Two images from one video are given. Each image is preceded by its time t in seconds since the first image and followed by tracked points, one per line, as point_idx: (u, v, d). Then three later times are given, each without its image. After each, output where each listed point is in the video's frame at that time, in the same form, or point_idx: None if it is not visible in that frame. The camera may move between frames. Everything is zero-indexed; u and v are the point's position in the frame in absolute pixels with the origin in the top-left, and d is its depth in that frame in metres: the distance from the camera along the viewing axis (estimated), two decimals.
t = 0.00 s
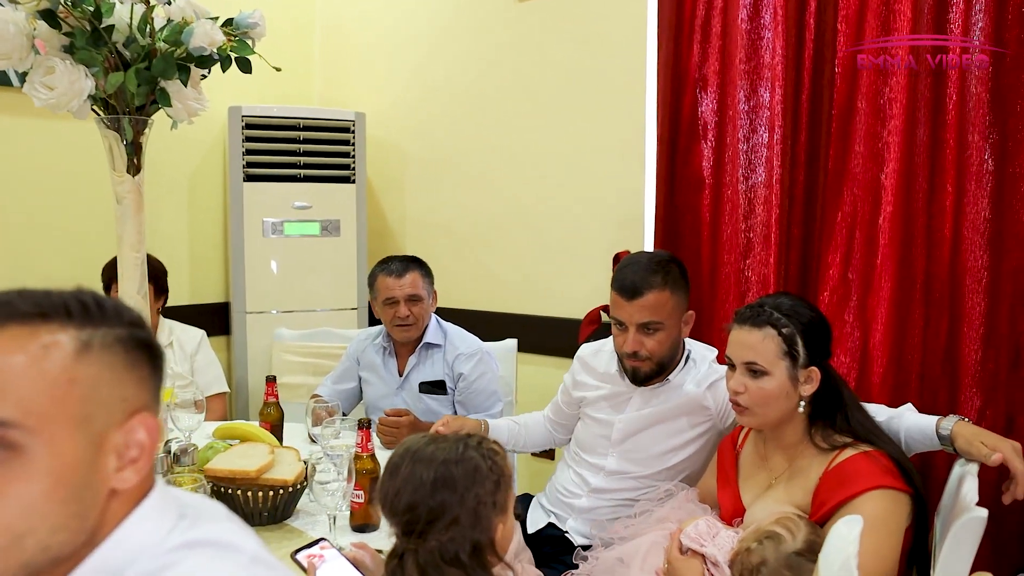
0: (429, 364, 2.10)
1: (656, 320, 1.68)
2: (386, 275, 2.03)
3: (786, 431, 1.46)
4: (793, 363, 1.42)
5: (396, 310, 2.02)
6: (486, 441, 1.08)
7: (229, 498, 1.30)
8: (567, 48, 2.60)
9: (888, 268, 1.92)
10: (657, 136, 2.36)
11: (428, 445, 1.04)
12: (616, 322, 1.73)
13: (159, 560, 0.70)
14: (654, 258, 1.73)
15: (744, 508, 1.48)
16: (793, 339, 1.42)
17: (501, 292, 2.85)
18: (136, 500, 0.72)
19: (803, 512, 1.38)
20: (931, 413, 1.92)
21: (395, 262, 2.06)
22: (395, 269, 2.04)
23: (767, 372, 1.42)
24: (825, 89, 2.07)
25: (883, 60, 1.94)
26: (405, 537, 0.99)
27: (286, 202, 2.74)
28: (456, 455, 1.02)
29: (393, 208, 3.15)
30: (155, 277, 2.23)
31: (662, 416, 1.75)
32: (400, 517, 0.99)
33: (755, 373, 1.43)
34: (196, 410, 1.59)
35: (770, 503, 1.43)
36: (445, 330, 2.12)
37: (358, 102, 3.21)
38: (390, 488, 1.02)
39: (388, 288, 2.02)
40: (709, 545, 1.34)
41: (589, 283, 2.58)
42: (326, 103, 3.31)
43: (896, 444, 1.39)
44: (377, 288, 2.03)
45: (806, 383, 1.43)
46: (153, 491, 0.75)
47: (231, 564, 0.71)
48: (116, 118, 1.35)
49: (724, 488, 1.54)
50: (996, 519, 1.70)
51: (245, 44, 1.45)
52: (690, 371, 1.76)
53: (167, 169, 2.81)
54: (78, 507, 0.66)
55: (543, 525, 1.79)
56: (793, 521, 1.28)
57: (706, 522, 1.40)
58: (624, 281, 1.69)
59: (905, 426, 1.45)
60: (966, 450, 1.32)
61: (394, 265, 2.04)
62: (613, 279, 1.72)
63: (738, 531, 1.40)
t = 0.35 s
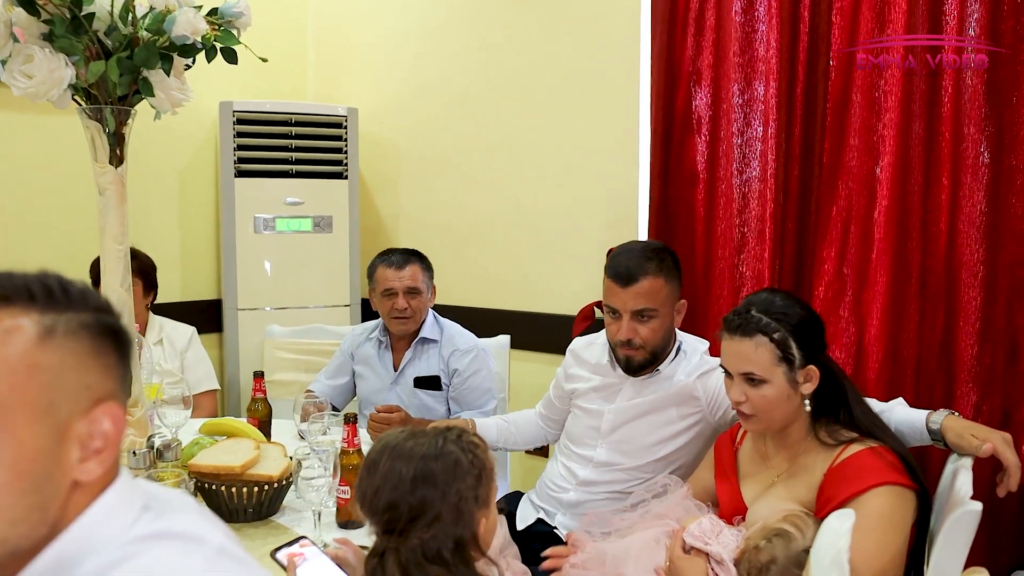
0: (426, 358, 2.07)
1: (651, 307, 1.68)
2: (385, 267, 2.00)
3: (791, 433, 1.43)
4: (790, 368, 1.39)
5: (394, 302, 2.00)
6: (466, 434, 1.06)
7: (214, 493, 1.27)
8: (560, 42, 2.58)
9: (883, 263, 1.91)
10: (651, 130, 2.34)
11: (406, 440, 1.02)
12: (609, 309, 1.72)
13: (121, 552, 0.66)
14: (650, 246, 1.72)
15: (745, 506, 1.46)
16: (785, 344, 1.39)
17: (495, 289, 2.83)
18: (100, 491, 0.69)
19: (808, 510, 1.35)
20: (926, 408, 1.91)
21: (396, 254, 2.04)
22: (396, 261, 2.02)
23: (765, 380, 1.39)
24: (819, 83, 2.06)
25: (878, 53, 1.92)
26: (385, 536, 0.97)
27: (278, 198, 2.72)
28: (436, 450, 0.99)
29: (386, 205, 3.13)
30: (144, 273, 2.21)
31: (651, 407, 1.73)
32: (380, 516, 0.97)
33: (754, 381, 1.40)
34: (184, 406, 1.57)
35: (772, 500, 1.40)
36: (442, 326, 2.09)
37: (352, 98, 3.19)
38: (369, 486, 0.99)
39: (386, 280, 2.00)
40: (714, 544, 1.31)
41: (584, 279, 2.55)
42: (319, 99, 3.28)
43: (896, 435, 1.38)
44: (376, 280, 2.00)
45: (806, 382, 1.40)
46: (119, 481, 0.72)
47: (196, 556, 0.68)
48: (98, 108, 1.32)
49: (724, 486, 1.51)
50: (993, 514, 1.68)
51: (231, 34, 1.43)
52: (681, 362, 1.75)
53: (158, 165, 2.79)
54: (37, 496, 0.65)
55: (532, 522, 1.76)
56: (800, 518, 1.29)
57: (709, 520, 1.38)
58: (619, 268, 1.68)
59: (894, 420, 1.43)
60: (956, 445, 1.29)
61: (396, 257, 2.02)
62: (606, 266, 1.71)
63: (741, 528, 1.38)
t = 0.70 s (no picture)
0: (429, 353, 2.07)
1: (640, 315, 1.66)
2: (392, 260, 2.01)
3: (777, 424, 1.43)
4: (776, 360, 1.39)
5: (398, 295, 2.01)
6: (453, 422, 1.06)
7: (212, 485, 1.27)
8: (560, 39, 2.58)
9: (882, 259, 1.91)
10: (650, 128, 2.35)
11: (401, 434, 1.01)
12: (597, 318, 1.69)
13: (119, 534, 0.67)
14: (636, 251, 1.69)
15: (735, 500, 1.47)
16: (771, 336, 1.39)
17: (495, 286, 2.83)
18: (97, 475, 0.69)
19: (792, 504, 1.36)
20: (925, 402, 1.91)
21: (402, 249, 2.05)
22: (401, 255, 2.02)
23: (751, 373, 1.39)
24: (818, 80, 2.07)
25: (876, 50, 1.92)
26: (382, 531, 0.96)
27: (278, 196, 2.72)
28: (430, 442, 0.99)
29: (385, 202, 3.13)
30: (144, 269, 2.22)
31: (652, 410, 1.73)
32: (378, 511, 0.96)
33: (740, 374, 1.40)
34: (184, 402, 1.57)
35: (760, 494, 1.40)
36: (445, 322, 2.10)
37: (352, 96, 3.20)
38: (364, 482, 0.98)
39: (391, 274, 2.01)
40: (702, 540, 1.32)
41: (583, 276, 2.56)
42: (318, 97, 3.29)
43: (886, 429, 1.38)
44: (381, 273, 2.01)
45: (792, 375, 1.40)
46: (119, 463, 0.72)
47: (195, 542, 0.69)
48: (98, 102, 1.33)
49: (716, 481, 1.51)
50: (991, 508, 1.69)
51: (230, 29, 1.44)
52: (676, 363, 1.75)
53: (158, 162, 2.80)
54: (36, 480, 0.65)
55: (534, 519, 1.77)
56: (787, 514, 1.28)
57: (698, 516, 1.38)
58: (606, 276, 1.65)
59: (895, 413, 1.41)
60: (955, 438, 1.29)
61: (401, 251, 2.02)
62: (592, 274, 1.67)
63: (730, 523, 1.38)
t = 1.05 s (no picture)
0: (432, 349, 2.10)
1: (634, 324, 1.59)
2: (395, 257, 2.03)
3: (773, 418, 1.44)
4: (771, 357, 1.39)
5: (402, 291, 2.03)
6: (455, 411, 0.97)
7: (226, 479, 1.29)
8: (562, 41, 2.61)
9: (880, 257, 1.94)
10: (651, 129, 2.38)
11: (404, 428, 0.91)
12: (588, 327, 1.62)
13: (144, 516, 0.68)
14: (628, 257, 1.62)
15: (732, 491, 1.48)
16: (766, 331, 1.39)
17: (497, 285, 2.86)
18: (123, 459, 0.70)
19: (779, 503, 1.37)
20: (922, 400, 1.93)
21: (406, 246, 2.07)
22: (404, 252, 2.05)
23: (745, 366, 1.40)
24: (817, 80, 2.10)
25: (874, 53, 1.95)
26: (387, 526, 0.88)
27: (283, 195, 2.75)
28: (432, 435, 0.89)
29: (389, 202, 3.16)
30: (151, 268, 2.24)
31: (657, 417, 1.72)
32: (383, 507, 0.88)
33: (735, 367, 1.41)
34: (193, 398, 1.57)
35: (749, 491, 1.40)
36: (448, 318, 2.11)
37: (355, 96, 3.22)
38: (366, 478, 0.89)
39: (395, 269, 2.02)
40: (684, 531, 1.28)
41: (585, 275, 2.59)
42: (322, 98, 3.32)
43: (875, 430, 1.38)
44: (386, 270, 2.03)
45: (787, 371, 1.41)
46: (142, 450, 0.73)
47: (216, 522, 0.69)
48: (110, 103, 1.36)
49: (716, 474, 1.52)
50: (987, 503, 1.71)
51: (240, 31, 1.46)
52: (669, 365, 1.75)
53: (165, 163, 2.83)
54: (65, 465, 0.64)
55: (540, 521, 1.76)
56: (759, 512, 1.22)
57: (685, 508, 1.34)
58: (598, 283, 1.58)
59: (892, 406, 1.41)
60: (952, 431, 1.31)
61: (404, 248, 2.05)
62: (583, 280, 1.60)
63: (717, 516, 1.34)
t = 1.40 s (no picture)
0: (448, 346, 2.13)
1: (630, 348, 1.54)
2: (408, 260, 2.05)
3: (783, 425, 1.45)
4: (782, 365, 1.42)
5: (417, 294, 2.05)
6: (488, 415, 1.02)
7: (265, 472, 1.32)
8: (572, 46, 2.63)
9: (887, 261, 1.97)
10: (660, 134, 2.41)
11: (442, 432, 0.95)
12: (584, 351, 1.57)
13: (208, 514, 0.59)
14: (623, 280, 1.58)
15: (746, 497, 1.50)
16: (777, 340, 1.41)
17: (506, 287, 2.89)
18: (185, 460, 0.61)
19: (797, 507, 1.39)
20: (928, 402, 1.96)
21: (417, 247, 2.09)
22: (417, 255, 2.06)
23: (757, 375, 1.42)
24: (823, 86, 2.13)
25: (882, 58, 1.98)
26: (423, 525, 0.92)
27: (295, 198, 2.78)
28: (469, 439, 0.93)
29: (398, 205, 3.19)
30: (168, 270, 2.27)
31: (666, 430, 1.67)
32: (420, 508, 0.92)
33: (746, 375, 1.43)
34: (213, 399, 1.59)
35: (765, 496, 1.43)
36: (464, 316, 2.15)
37: (365, 100, 3.25)
38: (404, 479, 0.93)
39: (408, 272, 2.05)
40: (707, 538, 1.31)
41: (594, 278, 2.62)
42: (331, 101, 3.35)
43: (888, 434, 1.41)
44: (399, 273, 2.06)
45: (798, 379, 1.42)
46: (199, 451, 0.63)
47: (283, 516, 0.61)
48: (138, 111, 1.39)
49: (728, 477, 1.55)
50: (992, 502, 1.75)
51: (262, 40, 1.49)
52: (672, 380, 1.69)
53: (178, 165, 2.86)
54: (134, 465, 0.56)
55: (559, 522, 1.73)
56: (785, 519, 1.26)
57: (705, 514, 1.36)
58: (593, 307, 1.53)
59: (901, 405, 1.44)
60: (960, 433, 1.33)
61: (416, 251, 2.06)
62: (578, 304, 1.55)
63: (736, 522, 1.37)
